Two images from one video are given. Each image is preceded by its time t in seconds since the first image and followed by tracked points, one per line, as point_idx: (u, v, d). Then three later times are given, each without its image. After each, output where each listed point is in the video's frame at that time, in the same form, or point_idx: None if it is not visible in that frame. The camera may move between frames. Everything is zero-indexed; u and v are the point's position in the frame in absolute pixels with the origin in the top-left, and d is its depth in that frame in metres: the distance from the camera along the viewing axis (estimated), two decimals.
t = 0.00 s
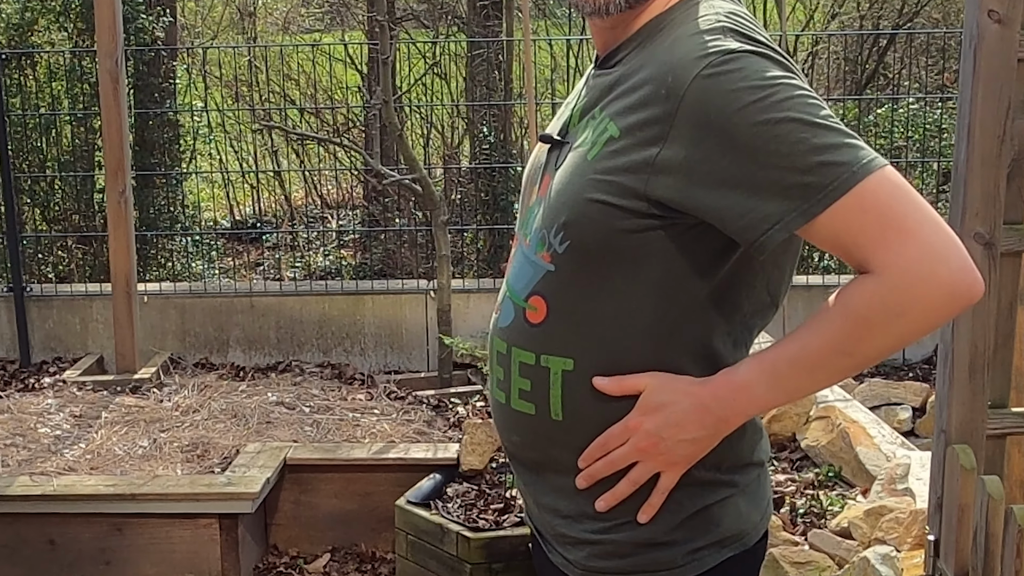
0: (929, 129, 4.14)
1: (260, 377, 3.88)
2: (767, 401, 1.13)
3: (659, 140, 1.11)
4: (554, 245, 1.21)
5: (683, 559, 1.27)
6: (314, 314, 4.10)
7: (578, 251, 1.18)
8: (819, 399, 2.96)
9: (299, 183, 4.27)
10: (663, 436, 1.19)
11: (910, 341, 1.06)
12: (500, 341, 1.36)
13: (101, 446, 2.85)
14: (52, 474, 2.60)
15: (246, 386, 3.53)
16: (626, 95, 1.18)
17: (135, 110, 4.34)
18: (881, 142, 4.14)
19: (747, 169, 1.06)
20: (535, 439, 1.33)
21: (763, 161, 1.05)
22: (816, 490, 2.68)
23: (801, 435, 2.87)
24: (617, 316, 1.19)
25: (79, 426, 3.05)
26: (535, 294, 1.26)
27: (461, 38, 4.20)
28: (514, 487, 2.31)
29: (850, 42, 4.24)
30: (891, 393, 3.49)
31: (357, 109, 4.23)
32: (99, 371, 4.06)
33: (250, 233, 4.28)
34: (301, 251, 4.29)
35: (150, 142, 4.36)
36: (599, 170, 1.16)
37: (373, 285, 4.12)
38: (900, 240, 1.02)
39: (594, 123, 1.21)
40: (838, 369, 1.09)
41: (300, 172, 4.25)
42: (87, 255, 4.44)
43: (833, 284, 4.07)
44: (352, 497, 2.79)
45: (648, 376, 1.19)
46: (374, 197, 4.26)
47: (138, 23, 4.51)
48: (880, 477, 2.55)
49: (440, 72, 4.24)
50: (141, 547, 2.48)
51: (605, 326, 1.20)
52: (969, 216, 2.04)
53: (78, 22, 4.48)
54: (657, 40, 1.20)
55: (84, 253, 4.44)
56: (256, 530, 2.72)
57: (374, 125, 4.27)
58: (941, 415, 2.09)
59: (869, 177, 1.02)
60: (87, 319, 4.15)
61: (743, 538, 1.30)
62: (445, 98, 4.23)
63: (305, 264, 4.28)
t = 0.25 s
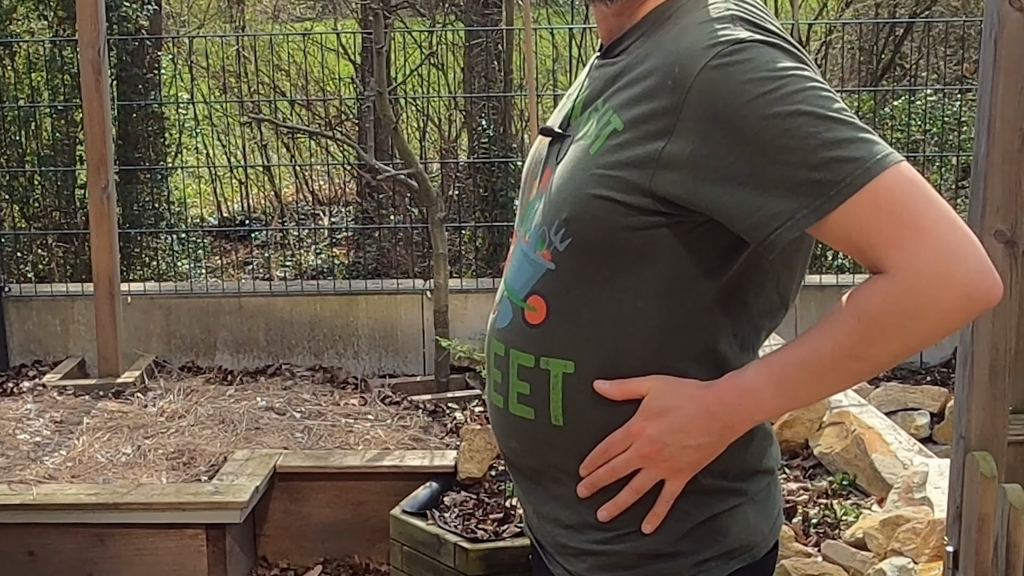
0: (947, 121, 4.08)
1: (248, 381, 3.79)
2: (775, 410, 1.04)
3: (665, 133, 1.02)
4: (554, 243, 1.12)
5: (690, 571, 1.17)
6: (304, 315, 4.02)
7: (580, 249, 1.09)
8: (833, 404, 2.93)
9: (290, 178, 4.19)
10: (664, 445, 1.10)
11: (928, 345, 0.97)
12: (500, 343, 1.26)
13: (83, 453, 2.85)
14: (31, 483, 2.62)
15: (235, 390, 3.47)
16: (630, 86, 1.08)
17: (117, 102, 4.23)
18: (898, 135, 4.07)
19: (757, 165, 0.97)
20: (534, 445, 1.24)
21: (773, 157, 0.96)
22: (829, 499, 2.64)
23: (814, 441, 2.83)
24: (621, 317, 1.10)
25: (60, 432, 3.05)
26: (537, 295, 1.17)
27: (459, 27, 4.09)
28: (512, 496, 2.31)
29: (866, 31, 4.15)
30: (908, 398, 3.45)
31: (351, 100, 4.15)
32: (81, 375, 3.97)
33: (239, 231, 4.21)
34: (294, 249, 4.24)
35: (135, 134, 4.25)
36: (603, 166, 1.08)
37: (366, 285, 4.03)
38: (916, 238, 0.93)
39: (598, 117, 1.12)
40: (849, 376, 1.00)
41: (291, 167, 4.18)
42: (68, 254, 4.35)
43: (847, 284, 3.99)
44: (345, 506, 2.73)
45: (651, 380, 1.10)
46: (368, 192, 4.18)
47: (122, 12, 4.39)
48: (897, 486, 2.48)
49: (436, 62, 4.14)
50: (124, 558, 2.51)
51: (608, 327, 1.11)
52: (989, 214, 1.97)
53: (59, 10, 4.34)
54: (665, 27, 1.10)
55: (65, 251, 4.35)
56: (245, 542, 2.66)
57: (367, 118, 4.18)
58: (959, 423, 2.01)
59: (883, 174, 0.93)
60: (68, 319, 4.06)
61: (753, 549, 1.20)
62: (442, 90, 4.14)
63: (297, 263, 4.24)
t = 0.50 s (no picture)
0: (956, 118, 4.04)
1: (243, 383, 3.75)
2: (780, 413, 0.99)
3: (669, 130, 0.98)
4: (555, 242, 1.08)
5: None
6: (300, 316, 3.98)
7: (582, 249, 1.05)
8: (839, 407, 2.90)
9: (284, 176, 4.15)
10: (666, 449, 1.06)
11: (937, 347, 0.93)
12: (499, 345, 1.22)
13: (73, 457, 2.81)
14: (20, 488, 2.58)
15: (229, 392, 3.43)
16: (633, 82, 1.04)
17: (108, 98, 4.21)
18: (905, 132, 4.03)
19: (763, 164, 0.93)
20: (534, 448, 1.20)
21: (779, 155, 0.92)
22: (836, 503, 2.60)
23: (820, 445, 2.79)
24: (624, 319, 1.06)
25: (50, 435, 3.01)
26: (538, 296, 1.12)
27: (458, 22, 4.10)
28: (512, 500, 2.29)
29: (873, 26, 4.12)
30: (916, 400, 3.41)
31: (348, 95, 4.12)
32: (71, 377, 3.93)
33: (233, 229, 4.18)
34: (291, 249, 4.19)
35: (127, 131, 4.23)
36: (605, 164, 1.03)
37: (364, 285, 3.99)
38: (924, 237, 0.89)
39: (599, 114, 1.07)
40: (857, 378, 0.96)
41: (286, 164, 4.13)
42: (58, 253, 4.31)
43: (853, 284, 3.95)
44: (341, 511, 2.69)
45: (654, 381, 1.06)
46: (365, 189, 4.14)
47: (115, 7, 4.36)
48: (908, 490, 2.45)
49: (435, 57, 4.10)
50: (116, 563, 2.47)
51: (610, 328, 1.07)
52: (1000, 212, 2.00)
53: (49, 4, 4.30)
54: (668, 21, 1.06)
55: (56, 250, 4.31)
56: (239, 547, 2.62)
57: (364, 114, 4.15)
58: (969, 423, 2.05)
59: (891, 171, 0.89)
60: (58, 319, 4.02)
61: (759, 554, 1.15)
62: (440, 85, 4.10)
63: (292, 262, 4.19)
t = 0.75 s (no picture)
0: (956, 118, 4.03)
1: (243, 383, 3.75)
2: (780, 414, 0.99)
3: (671, 131, 0.98)
4: (557, 242, 1.08)
5: None
6: (300, 316, 3.98)
7: (583, 250, 1.05)
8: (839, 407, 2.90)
9: (284, 176, 4.15)
10: (668, 449, 1.05)
11: (937, 348, 0.93)
12: (501, 345, 1.22)
13: (73, 457, 2.81)
14: (20, 488, 2.58)
15: (229, 392, 3.42)
16: (636, 81, 1.04)
17: (109, 98, 4.21)
18: (905, 132, 4.03)
19: (764, 165, 0.93)
20: (535, 448, 1.20)
21: (781, 156, 0.92)
22: (836, 503, 2.60)
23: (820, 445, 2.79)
24: (625, 320, 1.06)
25: (50, 435, 3.01)
26: (540, 296, 1.12)
27: (458, 22, 4.10)
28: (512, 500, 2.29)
29: (874, 26, 4.12)
30: (916, 400, 3.41)
31: (348, 96, 4.12)
32: (71, 377, 3.93)
33: (233, 229, 4.18)
34: (291, 249, 4.19)
35: (128, 131, 4.23)
36: (607, 164, 1.03)
37: (364, 285, 3.99)
38: (925, 237, 0.89)
39: (602, 114, 1.07)
40: (857, 379, 0.96)
41: (286, 164, 4.13)
42: (58, 253, 4.32)
43: (853, 284, 3.95)
44: (341, 511, 2.69)
45: (654, 381, 1.06)
46: (365, 189, 4.14)
47: (115, 7, 4.35)
48: (907, 490, 2.45)
49: (435, 57, 4.10)
50: (115, 563, 2.47)
51: (611, 328, 1.07)
52: (1000, 212, 2.00)
53: (49, 4, 4.30)
54: (670, 22, 1.06)
55: (56, 250, 4.31)
56: (239, 548, 2.62)
57: (364, 114, 4.14)
58: (969, 423, 2.06)
59: (893, 172, 0.89)
60: (58, 320, 4.02)
61: (759, 554, 1.15)
62: (440, 86, 4.10)
63: (292, 262, 4.19)
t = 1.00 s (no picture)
0: (955, 118, 4.03)
1: (242, 383, 3.75)
2: (784, 415, 0.99)
3: (677, 131, 0.98)
4: (561, 243, 1.08)
5: None
6: (300, 316, 3.98)
7: (587, 250, 1.05)
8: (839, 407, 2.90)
9: (284, 176, 4.15)
10: (672, 449, 1.05)
11: (941, 350, 0.93)
12: (504, 345, 1.22)
13: (74, 457, 2.81)
14: (20, 488, 2.58)
15: (229, 392, 3.43)
16: (641, 82, 1.04)
17: (109, 98, 4.21)
18: (905, 132, 4.03)
19: (769, 166, 0.93)
20: (537, 448, 1.20)
21: (786, 157, 0.92)
22: (836, 503, 2.60)
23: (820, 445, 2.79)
24: (628, 321, 1.06)
25: (50, 435, 3.01)
26: (544, 296, 1.12)
27: (458, 22, 4.10)
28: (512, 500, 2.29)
29: (873, 26, 4.12)
30: (916, 400, 3.41)
31: (348, 96, 4.12)
32: (71, 377, 3.93)
33: (233, 229, 4.18)
34: (291, 250, 4.19)
35: (128, 131, 4.23)
36: (612, 165, 1.03)
37: (364, 285, 3.99)
38: (931, 240, 0.89)
39: (606, 115, 1.07)
40: (861, 381, 0.96)
41: (286, 164, 4.13)
42: (58, 253, 4.32)
43: (854, 284, 3.95)
44: (341, 511, 2.69)
45: (658, 382, 1.06)
46: (365, 189, 4.14)
47: (115, 7, 4.35)
48: (907, 490, 2.45)
49: (435, 57, 4.10)
50: (114, 563, 2.47)
51: (614, 329, 1.07)
52: (1000, 212, 2.00)
53: (49, 4, 4.30)
54: (676, 23, 1.06)
55: (56, 250, 4.31)
56: (240, 548, 2.62)
57: (364, 114, 4.14)
58: (969, 423, 2.06)
59: (898, 174, 0.89)
60: (58, 320, 4.02)
61: (761, 555, 1.15)
62: (440, 86, 4.10)
63: (292, 262, 4.19)
